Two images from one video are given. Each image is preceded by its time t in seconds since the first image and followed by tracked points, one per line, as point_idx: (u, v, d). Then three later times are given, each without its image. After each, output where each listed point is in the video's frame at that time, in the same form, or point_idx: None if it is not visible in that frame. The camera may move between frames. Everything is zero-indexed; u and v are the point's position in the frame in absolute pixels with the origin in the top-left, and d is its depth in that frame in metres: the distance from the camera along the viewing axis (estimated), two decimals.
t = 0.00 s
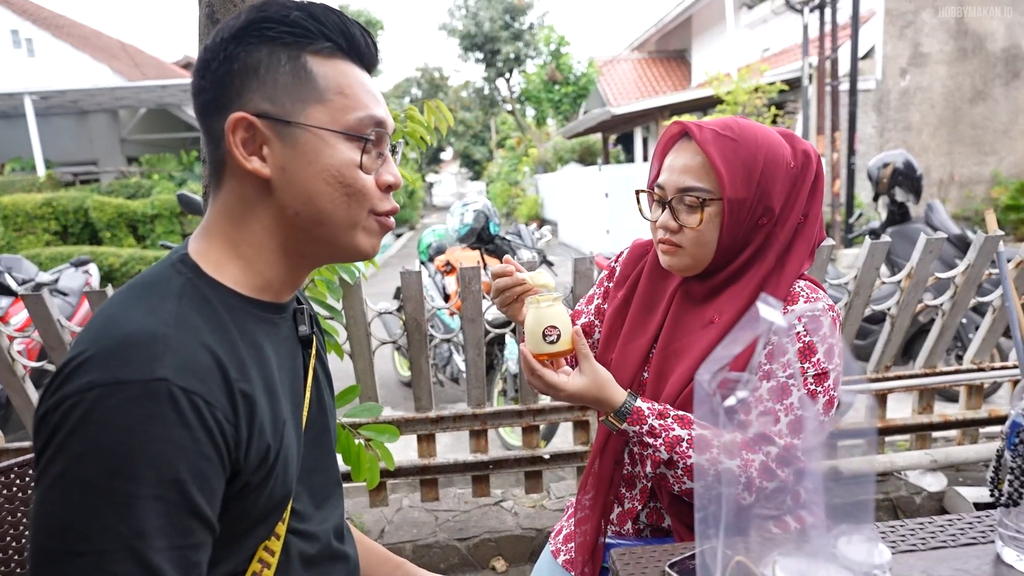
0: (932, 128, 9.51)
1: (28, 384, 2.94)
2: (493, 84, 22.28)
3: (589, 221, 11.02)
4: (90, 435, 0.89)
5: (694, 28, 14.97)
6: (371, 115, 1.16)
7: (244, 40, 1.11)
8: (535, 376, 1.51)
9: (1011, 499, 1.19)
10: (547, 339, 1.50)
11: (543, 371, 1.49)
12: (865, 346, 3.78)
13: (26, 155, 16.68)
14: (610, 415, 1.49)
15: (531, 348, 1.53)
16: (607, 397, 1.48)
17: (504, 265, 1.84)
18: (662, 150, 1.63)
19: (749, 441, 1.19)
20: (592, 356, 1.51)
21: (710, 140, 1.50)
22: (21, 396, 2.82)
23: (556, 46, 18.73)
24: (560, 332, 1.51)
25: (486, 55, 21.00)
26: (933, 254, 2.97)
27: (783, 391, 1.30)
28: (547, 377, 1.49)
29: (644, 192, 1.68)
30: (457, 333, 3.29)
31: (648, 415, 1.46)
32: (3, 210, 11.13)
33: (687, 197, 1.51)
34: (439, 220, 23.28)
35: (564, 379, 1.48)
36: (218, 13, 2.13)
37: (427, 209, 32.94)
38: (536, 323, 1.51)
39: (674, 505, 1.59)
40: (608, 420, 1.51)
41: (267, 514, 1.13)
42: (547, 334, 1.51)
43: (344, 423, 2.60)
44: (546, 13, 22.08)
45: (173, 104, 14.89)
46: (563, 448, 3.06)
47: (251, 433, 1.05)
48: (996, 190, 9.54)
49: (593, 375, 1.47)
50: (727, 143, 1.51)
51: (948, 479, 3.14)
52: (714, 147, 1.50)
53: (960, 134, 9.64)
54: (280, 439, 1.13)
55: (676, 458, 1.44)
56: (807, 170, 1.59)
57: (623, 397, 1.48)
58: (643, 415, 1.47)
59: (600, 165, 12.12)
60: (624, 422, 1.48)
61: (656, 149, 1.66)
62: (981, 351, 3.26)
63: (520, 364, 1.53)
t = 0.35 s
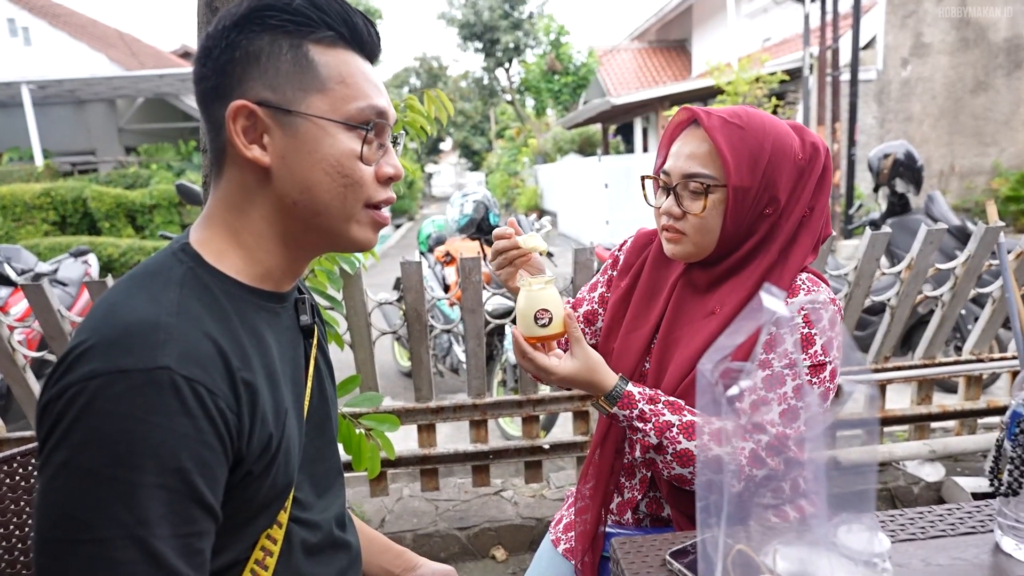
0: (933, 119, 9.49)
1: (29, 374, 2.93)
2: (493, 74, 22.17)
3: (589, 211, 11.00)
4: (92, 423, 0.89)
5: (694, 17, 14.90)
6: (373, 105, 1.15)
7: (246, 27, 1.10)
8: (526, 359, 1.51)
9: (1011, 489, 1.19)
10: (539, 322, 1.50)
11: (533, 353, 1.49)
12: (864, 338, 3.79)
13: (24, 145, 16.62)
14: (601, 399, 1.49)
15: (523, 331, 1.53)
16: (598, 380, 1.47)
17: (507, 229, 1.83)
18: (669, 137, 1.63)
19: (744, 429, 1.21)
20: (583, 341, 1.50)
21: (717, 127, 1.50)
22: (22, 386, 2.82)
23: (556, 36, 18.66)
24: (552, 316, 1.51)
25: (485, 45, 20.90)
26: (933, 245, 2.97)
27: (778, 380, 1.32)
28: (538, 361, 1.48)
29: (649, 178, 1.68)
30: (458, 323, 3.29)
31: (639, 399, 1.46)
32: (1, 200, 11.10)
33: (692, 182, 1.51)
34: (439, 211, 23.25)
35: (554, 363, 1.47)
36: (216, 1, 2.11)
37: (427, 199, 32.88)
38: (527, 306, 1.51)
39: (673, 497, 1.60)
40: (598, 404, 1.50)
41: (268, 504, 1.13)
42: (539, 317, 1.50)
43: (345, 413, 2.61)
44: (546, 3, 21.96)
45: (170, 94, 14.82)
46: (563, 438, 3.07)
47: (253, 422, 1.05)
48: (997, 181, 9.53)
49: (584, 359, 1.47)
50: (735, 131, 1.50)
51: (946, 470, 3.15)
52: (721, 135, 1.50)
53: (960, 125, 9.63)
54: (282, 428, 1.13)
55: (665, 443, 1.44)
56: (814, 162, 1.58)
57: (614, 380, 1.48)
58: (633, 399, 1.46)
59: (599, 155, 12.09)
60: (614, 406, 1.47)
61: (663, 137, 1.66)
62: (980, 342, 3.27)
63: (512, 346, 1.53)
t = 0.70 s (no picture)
0: (930, 115, 9.50)
1: (29, 369, 2.95)
2: (492, 69, 22.14)
3: (587, 207, 11.01)
4: (93, 419, 0.91)
5: (693, 13, 14.88)
6: (365, 103, 1.17)
7: (234, 27, 1.12)
8: (509, 353, 1.52)
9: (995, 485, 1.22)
10: (521, 317, 1.50)
11: (515, 347, 1.49)
12: (859, 334, 3.81)
13: (23, 140, 16.61)
14: (585, 391, 1.50)
15: (506, 325, 1.53)
16: (582, 372, 1.49)
17: (499, 218, 1.82)
18: (664, 135, 1.64)
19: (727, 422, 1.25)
20: (566, 334, 1.52)
21: (709, 125, 1.52)
22: (22, 381, 2.84)
23: (554, 31, 18.63)
24: (535, 310, 1.51)
25: (483, 40, 20.85)
26: (927, 242, 2.98)
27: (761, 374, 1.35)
28: (523, 354, 1.49)
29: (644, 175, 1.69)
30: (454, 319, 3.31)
31: (621, 391, 1.48)
32: None
33: (683, 179, 1.52)
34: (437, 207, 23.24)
35: (537, 356, 1.48)
36: None
37: (426, 195, 32.87)
38: (510, 299, 1.51)
39: (665, 492, 1.62)
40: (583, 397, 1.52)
41: (266, 498, 1.15)
42: (522, 311, 1.51)
43: (342, 409, 2.63)
44: None
45: (169, 88, 14.81)
46: (559, 434, 3.09)
47: (251, 419, 1.07)
48: (993, 177, 9.54)
49: (567, 352, 1.48)
50: (726, 129, 1.52)
51: (939, 465, 3.18)
52: (710, 132, 1.51)
53: (957, 121, 9.63)
54: (280, 424, 1.15)
55: (646, 435, 1.44)
56: (807, 162, 1.59)
57: (597, 372, 1.50)
58: (616, 390, 1.48)
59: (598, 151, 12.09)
60: (597, 397, 1.49)
61: (658, 134, 1.67)
62: (974, 338, 3.28)
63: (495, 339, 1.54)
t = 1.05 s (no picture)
0: (927, 115, 9.50)
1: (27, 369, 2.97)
2: (491, 69, 22.15)
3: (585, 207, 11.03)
4: (97, 417, 0.93)
5: (691, 13, 14.89)
6: (362, 109, 1.18)
7: (233, 37, 1.13)
8: (498, 357, 1.53)
9: (972, 488, 1.25)
10: (509, 321, 1.49)
11: (506, 352, 1.51)
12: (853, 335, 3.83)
13: (22, 139, 16.63)
14: (572, 393, 1.52)
15: (494, 330, 1.53)
16: (568, 375, 1.51)
17: (486, 214, 1.81)
18: (655, 139, 1.66)
19: (709, 424, 1.28)
20: (554, 337, 1.54)
21: (699, 130, 1.54)
22: (20, 382, 2.86)
23: (553, 32, 18.63)
24: (523, 314, 1.50)
25: (482, 40, 20.85)
26: (919, 245, 3.00)
27: (747, 377, 1.38)
28: (511, 358, 1.51)
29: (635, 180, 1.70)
30: (450, 320, 3.32)
31: (608, 394, 1.49)
32: None
33: (672, 183, 1.54)
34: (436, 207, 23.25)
35: (525, 360, 1.50)
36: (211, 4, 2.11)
37: (426, 194, 32.88)
38: (498, 305, 1.50)
39: (655, 494, 1.64)
40: (570, 399, 1.54)
41: (266, 496, 1.17)
42: (510, 316, 1.50)
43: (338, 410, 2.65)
44: None
45: (168, 88, 14.83)
46: (554, 434, 3.11)
47: (252, 418, 1.09)
48: (990, 178, 9.56)
49: (554, 355, 1.50)
50: (715, 135, 1.54)
51: (932, 466, 3.19)
52: (701, 138, 1.53)
53: (955, 122, 9.63)
54: (280, 423, 1.17)
55: (633, 437, 1.46)
56: (796, 167, 1.61)
57: (584, 376, 1.51)
58: (602, 394, 1.50)
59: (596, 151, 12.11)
60: (585, 401, 1.50)
61: (650, 137, 1.68)
62: (967, 339, 3.30)
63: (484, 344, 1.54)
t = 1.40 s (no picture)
0: (932, 121, 9.48)
1: (29, 371, 2.99)
2: (495, 73, 22.20)
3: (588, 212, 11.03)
4: (120, 413, 0.94)
5: (695, 18, 14.90)
6: (384, 119, 1.20)
7: (264, 49, 1.12)
8: (492, 359, 1.54)
9: (961, 496, 1.25)
10: (504, 322, 1.52)
11: (499, 353, 1.52)
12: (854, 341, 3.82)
13: (29, 141, 16.74)
14: (566, 395, 1.53)
15: (487, 331, 1.54)
16: (562, 377, 1.51)
17: (480, 219, 1.83)
18: (652, 145, 1.66)
19: (700, 429, 1.29)
20: (548, 338, 1.54)
21: (694, 138, 1.54)
22: (22, 383, 2.87)
23: (557, 35, 18.65)
24: (517, 315, 1.54)
25: (487, 44, 20.88)
26: (919, 251, 2.99)
27: (739, 382, 1.38)
28: (505, 360, 1.51)
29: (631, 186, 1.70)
30: (450, 323, 3.32)
31: (601, 397, 1.50)
32: (5, 195, 11.18)
33: (668, 191, 1.55)
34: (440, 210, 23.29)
35: (519, 361, 1.51)
36: (214, 11, 2.11)
37: (430, 198, 32.93)
38: (493, 306, 1.53)
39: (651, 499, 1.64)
40: (564, 401, 1.54)
41: (276, 495, 1.18)
42: (503, 317, 1.53)
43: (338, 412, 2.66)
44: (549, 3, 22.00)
45: (174, 91, 14.91)
46: (553, 438, 3.11)
47: (267, 420, 1.09)
48: (995, 184, 9.53)
49: (548, 357, 1.50)
50: (711, 143, 1.54)
51: (932, 473, 3.18)
52: (699, 146, 1.54)
53: (960, 127, 9.59)
54: (293, 426, 1.17)
55: (626, 440, 1.47)
56: (791, 174, 1.62)
57: (577, 378, 1.52)
58: (595, 396, 1.50)
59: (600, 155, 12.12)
60: (578, 403, 1.51)
61: (647, 143, 1.69)
62: (968, 346, 3.28)
63: (476, 345, 1.55)
